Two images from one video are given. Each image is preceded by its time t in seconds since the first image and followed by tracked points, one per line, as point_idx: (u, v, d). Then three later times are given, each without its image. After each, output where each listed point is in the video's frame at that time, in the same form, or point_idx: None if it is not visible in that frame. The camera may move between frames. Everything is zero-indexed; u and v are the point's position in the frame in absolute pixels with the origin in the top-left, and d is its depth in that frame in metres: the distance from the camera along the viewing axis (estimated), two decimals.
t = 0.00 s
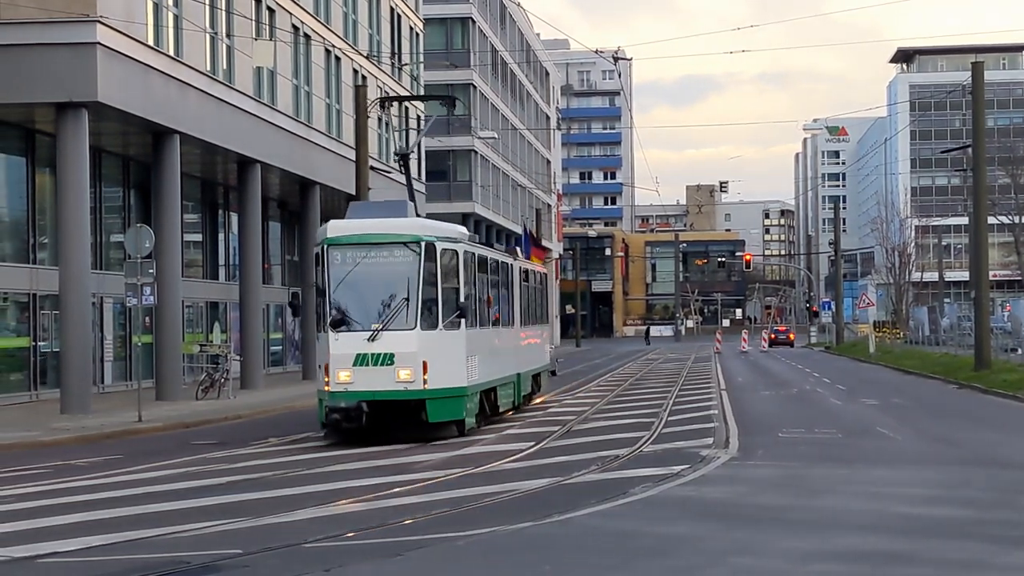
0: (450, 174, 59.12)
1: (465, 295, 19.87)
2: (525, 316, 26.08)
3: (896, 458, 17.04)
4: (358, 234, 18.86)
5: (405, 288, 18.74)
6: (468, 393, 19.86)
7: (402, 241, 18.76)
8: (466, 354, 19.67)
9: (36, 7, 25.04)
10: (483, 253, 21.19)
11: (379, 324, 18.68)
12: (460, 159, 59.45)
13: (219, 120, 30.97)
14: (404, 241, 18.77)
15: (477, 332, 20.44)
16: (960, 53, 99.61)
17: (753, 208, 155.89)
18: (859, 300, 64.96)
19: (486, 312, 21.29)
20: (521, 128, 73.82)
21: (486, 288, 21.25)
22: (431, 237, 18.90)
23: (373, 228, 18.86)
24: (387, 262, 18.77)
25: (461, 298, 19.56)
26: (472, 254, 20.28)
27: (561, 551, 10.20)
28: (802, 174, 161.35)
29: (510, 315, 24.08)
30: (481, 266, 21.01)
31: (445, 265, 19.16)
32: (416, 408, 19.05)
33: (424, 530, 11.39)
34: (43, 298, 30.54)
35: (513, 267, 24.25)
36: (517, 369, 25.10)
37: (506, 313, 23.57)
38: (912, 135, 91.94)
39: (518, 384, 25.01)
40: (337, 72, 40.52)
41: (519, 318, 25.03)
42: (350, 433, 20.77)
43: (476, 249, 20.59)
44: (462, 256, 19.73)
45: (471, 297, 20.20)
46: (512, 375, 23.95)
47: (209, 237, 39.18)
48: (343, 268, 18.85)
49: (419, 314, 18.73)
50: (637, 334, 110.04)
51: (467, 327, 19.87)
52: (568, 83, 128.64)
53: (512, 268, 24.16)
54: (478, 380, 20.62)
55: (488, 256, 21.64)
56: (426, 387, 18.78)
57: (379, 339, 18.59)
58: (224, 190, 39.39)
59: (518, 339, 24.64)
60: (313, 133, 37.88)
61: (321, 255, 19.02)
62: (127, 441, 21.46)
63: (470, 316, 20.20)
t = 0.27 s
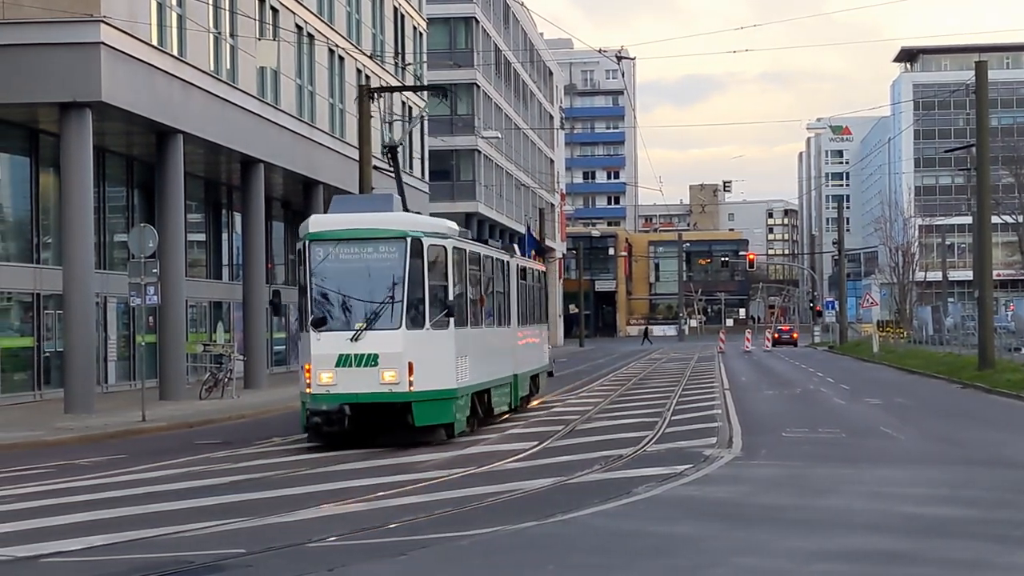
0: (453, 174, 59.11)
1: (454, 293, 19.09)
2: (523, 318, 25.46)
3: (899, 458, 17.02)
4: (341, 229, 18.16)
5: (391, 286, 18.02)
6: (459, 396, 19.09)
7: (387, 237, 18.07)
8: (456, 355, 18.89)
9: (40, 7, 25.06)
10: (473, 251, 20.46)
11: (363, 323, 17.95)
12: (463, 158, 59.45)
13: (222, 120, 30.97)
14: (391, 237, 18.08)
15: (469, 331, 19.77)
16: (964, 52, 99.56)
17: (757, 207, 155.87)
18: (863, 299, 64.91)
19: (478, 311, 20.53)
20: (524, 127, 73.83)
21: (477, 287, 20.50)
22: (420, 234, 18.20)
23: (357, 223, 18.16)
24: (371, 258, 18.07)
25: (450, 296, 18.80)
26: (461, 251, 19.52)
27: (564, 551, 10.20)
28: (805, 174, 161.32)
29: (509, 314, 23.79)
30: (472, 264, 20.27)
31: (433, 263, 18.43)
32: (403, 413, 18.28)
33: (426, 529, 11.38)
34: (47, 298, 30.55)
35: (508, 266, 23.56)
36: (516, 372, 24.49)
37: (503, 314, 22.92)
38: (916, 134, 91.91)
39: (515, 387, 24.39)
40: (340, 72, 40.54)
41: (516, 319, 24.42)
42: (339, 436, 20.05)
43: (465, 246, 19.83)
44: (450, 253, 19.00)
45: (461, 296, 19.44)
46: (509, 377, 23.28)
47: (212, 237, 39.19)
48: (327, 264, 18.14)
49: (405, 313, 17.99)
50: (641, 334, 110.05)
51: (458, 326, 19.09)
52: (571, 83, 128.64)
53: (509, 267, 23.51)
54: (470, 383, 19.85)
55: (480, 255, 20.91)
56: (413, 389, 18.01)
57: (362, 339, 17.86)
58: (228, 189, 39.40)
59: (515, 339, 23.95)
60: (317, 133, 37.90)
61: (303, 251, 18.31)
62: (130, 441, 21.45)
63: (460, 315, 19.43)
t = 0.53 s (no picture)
0: (460, 173, 59.13)
1: (444, 290, 18.21)
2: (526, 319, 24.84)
3: (906, 457, 17.00)
4: (322, 223, 17.39)
5: (374, 284, 17.20)
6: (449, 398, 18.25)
7: (369, 233, 17.24)
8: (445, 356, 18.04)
9: (47, 7, 25.07)
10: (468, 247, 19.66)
11: (344, 323, 17.16)
12: (469, 158, 59.45)
13: (229, 120, 30.97)
14: (374, 233, 17.24)
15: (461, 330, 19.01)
16: (971, 51, 99.46)
17: (764, 207, 155.84)
18: (870, 299, 64.85)
19: (470, 310, 19.72)
20: (531, 127, 73.81)
21: (470, 284, 19.67)
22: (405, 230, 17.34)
23: (337, 217, 17.35)
24: (352, 255, 17.28)
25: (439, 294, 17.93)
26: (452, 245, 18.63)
27: (570, 551, 10.20)
28: (812, 173, 161.32)
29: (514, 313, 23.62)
30: (466, 260, 19.47)
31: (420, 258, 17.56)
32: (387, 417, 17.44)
33: (432, 529, 11.37)
34: (53, 297, 30.56)
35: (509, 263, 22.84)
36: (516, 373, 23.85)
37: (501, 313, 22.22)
38: (923, 134, 91.83)
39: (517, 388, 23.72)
40: (347, 72, 40.54)
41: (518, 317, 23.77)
42: (324, 438, 19.31)
43: (458, 241, 18.96)
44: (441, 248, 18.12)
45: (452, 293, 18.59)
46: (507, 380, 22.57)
47: (219, 236, 39.20)
48: (307, 261, 17.41)
49: (388, 312, 17.17)
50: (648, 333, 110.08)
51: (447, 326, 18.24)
52: (578, 82, 128.61)
53: (509, 265, 22.87)
54: (462, 385, 19.01)
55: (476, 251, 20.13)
56: (396, 392, 17.17)
57: (343, 338, 17.07)
58: (235, 189, 39.42)
59: (514, 339, 23.21)
60: (323, 133, 37.88)
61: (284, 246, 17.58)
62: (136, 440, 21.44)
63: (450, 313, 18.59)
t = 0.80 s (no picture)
0: (469, 173, 59.20)
1: (427, 289, 17.34)
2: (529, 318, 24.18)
3: (916, 457, 17.01)
4: (298, 217, 16.53)
5: (350, 282, 16.32)
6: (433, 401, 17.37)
7: (348, 227, 16.39)
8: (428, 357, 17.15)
9: (57, 7, 25.10)
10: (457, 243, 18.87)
11: (321, 322, 16.27)
12: (479, 158, 59.50)
13: (239, 120, 31.03)
14: (351, 227, 16.40)
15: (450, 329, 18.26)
16: (981, 51, 99.33)
17: (773, 206, 155.78)
18: (880, 299, 64.80)
19: (460, 309, 18.89)
20: (540, 126, 73.82)
21: (459, 283, 18.84)
22: (382, 223, 16.50)
23: (315, 211, 16.49)
24: (330, 250, 16.43)
25: (422, 293, 17.06)
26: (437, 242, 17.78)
27: (581, 550, 10.21)
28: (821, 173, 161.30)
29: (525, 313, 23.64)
30: (455, 258, 18.68)
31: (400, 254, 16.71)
32: (366, 422, 16.54)
33: (441, 529, 11.36)
34: (64, 297, 30.59)
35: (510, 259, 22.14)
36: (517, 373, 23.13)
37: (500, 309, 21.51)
38: (932, 133, 91.74)
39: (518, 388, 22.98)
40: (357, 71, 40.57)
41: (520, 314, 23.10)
42: (314, 443, 18.55)
43: (445, 238, 18.12)
44: (424, 243, 17.28)
45: (437, 293, 17.73)
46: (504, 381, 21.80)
47: (229, 236, 39.26)
48: (281, 257, 16.54)
49: (366, 310, 16.29)
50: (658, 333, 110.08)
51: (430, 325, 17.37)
52: (588, 82, 128.61)
53: (511, 263, 22.23)
54: (447, 388, 18.14)
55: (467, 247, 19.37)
56: (376, 394, 16.27)
57: (320, 339, 16.18)
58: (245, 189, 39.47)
59: (513, 339, 22.44)
60: (333, 133, 37.91)
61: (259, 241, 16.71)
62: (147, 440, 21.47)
63: (434, 313, 17.72)
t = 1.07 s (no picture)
0: (481, 173, 59.25)
1: (413, 285, 16.47)
2: (535, 316, 23.46)
3: (929, 457, 16.98)
4: (270, 211, 15.72)
5: (326, 279, 15.48)
6: (417, 404, 16.53)
7: (322, 222, 15.52)
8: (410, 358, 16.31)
9: (71, 7, 25.12)
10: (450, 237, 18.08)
11: (292, 322, 15.49)
12: (491, 157, 59.51)
13: (251, 120, 31.06)
14: (325, 222, 15.52)
15: (440, 328, 17.42)
16: (995, 50, 99.12)
17: (786, 205, 155.67)
18: (893, 298, 64.70)
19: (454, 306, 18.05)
20: (552, 126, 73.80)
21: (451, 280, 18.00)
22: (359, 218, 15.60)
23: (288, 204, 15.65)
24: (303, 246, 15.60)
25: (404, 290, 16.20)
26: (426, 236, 16.87)
27: (593, 550, 10.21)
28: (834, 172, 161.28)
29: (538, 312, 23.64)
30: (448, 252, 17.88)
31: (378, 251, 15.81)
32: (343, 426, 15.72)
33: (453, 529, 11.36)
34: (77, 296, 30.65)
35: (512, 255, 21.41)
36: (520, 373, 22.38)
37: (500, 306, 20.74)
38: (946, 133, 91.58)
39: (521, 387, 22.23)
40: (369, 71, 40.56)
41: (523, 310, 22.36)
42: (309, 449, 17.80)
43: (435, 232, 17.27)
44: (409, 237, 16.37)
45: (426, 289, 16.88)
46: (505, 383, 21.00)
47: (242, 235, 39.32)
48: (256, 254, 15.75)
49: (340, 309, 15.45)
50: (670, 333, 110.03)
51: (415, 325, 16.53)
52: (600, 81, 128.56)
53: (513, 259, 21.54)
54: (436, 390, 17.31)
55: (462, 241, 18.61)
56: (349, 398, 15.44)
57: (290, 339, 15.41)
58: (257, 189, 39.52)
59: (516, 339, 21.67)
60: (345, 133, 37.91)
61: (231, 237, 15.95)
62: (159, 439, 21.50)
63: (422, 310, 16.87)
